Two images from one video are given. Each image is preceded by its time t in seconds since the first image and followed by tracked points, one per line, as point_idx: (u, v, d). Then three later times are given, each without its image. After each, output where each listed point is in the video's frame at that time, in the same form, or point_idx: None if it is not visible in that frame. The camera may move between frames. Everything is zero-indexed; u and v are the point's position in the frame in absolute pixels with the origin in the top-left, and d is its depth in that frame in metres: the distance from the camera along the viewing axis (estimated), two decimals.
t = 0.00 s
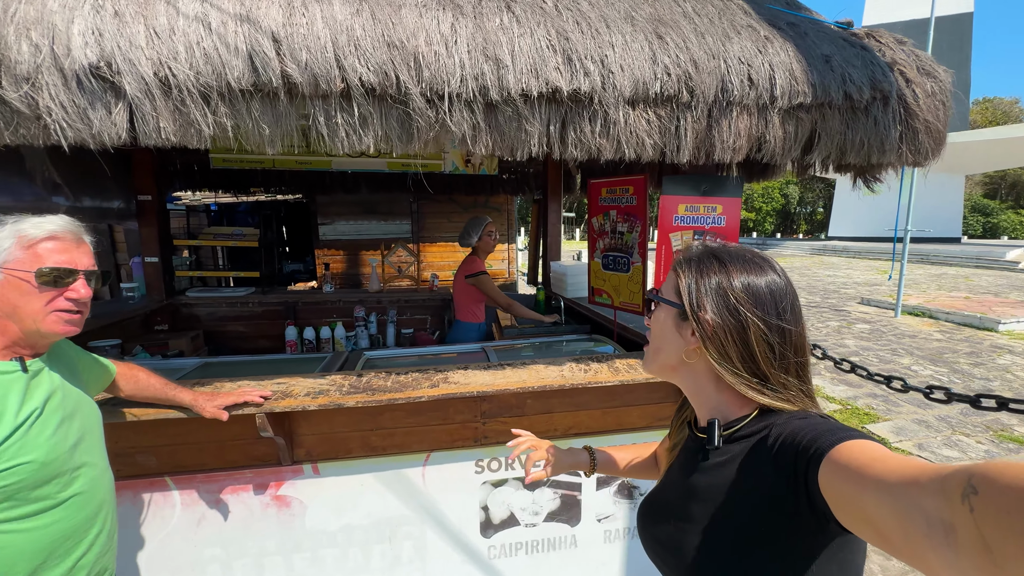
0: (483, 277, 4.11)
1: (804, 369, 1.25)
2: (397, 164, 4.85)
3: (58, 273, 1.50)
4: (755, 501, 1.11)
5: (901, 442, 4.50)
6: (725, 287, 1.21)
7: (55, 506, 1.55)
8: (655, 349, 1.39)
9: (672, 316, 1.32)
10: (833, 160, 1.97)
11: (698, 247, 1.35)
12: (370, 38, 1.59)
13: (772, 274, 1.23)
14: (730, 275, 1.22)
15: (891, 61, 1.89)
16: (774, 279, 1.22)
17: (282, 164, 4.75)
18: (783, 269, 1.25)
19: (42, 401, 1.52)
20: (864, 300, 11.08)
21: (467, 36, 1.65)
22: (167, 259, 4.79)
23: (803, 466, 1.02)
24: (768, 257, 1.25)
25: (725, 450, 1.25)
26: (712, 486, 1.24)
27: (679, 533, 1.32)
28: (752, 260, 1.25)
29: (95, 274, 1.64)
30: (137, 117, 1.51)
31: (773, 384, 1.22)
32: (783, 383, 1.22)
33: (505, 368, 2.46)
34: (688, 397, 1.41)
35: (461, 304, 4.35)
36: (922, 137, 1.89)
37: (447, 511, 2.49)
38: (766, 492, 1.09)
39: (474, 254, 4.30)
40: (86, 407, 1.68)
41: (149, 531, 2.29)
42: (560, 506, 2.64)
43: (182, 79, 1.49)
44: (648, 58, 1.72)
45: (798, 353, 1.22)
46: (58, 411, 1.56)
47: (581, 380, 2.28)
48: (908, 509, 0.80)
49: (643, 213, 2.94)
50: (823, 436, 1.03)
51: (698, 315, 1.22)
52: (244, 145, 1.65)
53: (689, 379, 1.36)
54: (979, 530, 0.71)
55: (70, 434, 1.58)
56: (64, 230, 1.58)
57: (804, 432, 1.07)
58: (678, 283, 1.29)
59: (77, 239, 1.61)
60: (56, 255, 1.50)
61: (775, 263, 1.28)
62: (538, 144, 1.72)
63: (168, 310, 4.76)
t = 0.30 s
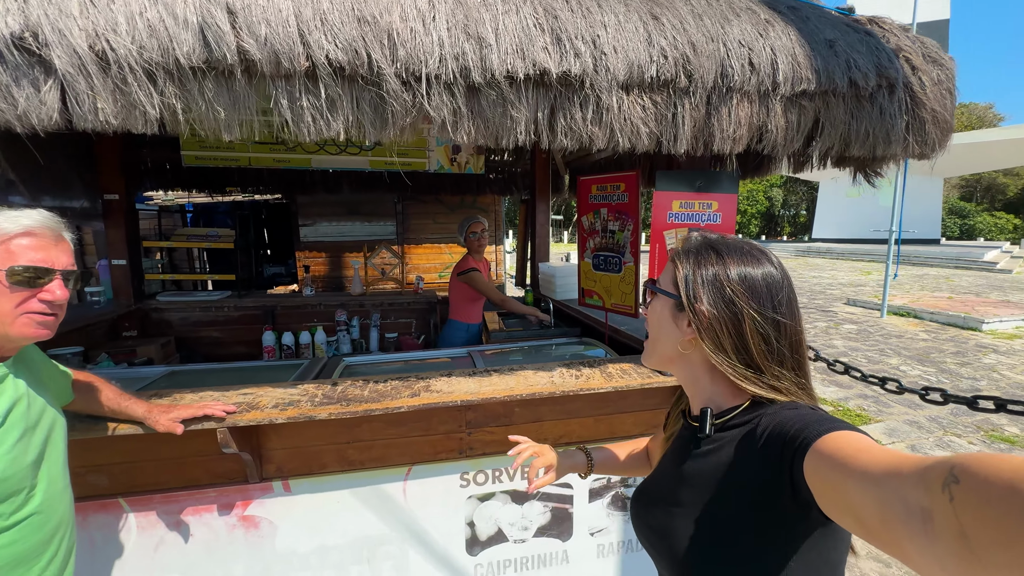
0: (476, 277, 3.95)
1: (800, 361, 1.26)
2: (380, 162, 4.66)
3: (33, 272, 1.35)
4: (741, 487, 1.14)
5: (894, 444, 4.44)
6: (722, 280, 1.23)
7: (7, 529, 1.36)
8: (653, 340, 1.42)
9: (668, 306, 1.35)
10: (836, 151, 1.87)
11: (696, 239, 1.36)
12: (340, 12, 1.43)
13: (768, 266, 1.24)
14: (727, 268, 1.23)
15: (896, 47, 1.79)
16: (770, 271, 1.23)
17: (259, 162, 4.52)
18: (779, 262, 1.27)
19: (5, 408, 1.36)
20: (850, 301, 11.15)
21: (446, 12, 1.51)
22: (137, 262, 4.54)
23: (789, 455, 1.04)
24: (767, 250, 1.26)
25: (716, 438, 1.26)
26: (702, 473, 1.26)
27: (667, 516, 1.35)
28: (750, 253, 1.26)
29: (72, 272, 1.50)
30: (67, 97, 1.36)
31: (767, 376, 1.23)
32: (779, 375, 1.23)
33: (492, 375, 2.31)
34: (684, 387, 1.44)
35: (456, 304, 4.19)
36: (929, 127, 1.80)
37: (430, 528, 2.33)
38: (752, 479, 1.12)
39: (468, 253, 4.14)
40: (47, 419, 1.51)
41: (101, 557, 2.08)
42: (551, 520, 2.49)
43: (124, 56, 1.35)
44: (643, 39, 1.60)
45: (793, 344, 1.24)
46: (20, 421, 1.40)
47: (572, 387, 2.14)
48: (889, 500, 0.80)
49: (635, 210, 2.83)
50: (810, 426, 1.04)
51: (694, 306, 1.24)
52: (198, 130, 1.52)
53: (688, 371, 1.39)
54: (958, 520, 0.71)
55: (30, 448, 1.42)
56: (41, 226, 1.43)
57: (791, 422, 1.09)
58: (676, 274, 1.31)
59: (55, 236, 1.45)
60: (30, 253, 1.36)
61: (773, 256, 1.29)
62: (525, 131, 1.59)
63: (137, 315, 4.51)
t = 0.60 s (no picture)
0: (468, 279, 3.73)
1: (785, 349, 1.23)
2: (366, 160, 4.44)
3: (1, 277, 1.28)
4: (723, 473, 1.12)
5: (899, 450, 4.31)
6: (703, 267, 1.19)
7: None
8: (641, 327, 1.40)
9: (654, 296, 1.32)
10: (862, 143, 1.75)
11: (681, 227, 1.33)
12: None
13: (752, 253, 1.20)
14: (708, 254, 1.20)
15: (926, 28, 1.71)
16: (753, 258, 1.20)
17: (235, 161, 4.22)
18: (763, 249, 1.23)
19: None
20: (842, 302, 11.12)
21: None
22: (104, 266, 4.25)
23: (770, 442, 1.02)
24: (749, 236, 1.23)
25: (700, 424, 1.24)
26: (685, 457, 1.24)
27: (649, 495, 1.34)
28: (732, 240, 1.23)
29: (31, 273, 1.41)
30: None
31: (752, 365, 1.19)
32: (763, 365, 1.20)
33: (485, 389, 2.10)
34: (671, 374, 1.42)
35: (448, 306, 3.98)
36: (963, 115, 1.70)
37: (417, 558, 2.11)
38: (734, 466, 1.10)
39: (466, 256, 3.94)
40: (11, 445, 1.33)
41: None
42: (550, 545, 2.29)
43: (46, 23, 1.25)
44: (654, 13, 1.52)
45: (778, 333, 1.20)
46: None
47: (573, 403, 1.96)
48: (859, 488, 0.80)
49: (636, 210, 2.65)
50: (791, 415, 1.02)
51: (677, 296, 1.21)
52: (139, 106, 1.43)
53: (677, 361, 1.37)
54: (923, 512, 0.72)
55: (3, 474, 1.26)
56: None
57: (772, 410, 1.07)
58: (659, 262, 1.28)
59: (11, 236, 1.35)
60: None
61: (757, 243, 1.25)
62: (521, 113, 1.51)
63: (105, 323, 4.22)
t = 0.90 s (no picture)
0: (468, 281, 3.60)
1: (775, 345, 1.20)
2: (359, 161, 4.29)
3: None
4: (716, 469, 1.09)
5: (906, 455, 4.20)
6: (689, 265, 1.16)
7: None
8: (633, 326, 1.38)
9: (643, 294, 1.30)
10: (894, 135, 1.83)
11: (668, 223, 1.29)
12: None
13: (739, 249, 1.17)
14: (694, 252, 1.17)
15: (963, 14, 1.82)
16: (740, 254, 1.16)
17: (223, 161, 4.05)
18: (751, 243, 1.20)
19: None
20: (840, 303, 11.06)
21: None
22: (87, 270, 4.07)
23: (762, 438, 0.99)
24: (737, 231, 1.19)
25: (693, 421, 1.22)
26: (678, 455, 1.21)
27: (644, 493, 1.30)
28: (719, 235, 1.19)
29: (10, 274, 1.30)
30: None
31: (740, 364, 1.17)
32: (752, 361, 1.18)
33: (487, 401, 1.97)
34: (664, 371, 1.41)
35: (445, 308, 3.84)
36: (997, 105, 1.81)
37: None
38: (726, 461, 1.07)
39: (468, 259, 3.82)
40: None
41: None
42: (555, 566, 2.16)
43: None
44: None
45: (766, 329, 1.18)
46: None
47: (581, 417, 1.83)
48: (858, 485, 0.77)
49: (643, 210, 2.55)
50: (782, 410, 0.99)
51: (664, 295, 1.19)
52: (97, 90, 1.34)
53: (669, 360, 1.36)
54: (926, 510, 0.69)
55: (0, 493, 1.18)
56: None
57: (764, 407, 1.04)
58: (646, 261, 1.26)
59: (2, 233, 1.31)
60: None
61: (745, 237, 1.21)
62: (529, 100, 1.54)
63: (87, 330, 4.04)
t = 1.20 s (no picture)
0: (474, 282, 3.53)
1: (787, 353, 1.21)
2: (362, 161, 4.22)
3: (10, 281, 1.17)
4: (723, 481, 1.05)
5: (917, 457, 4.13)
6: (717, 271, 1.12)
7: None
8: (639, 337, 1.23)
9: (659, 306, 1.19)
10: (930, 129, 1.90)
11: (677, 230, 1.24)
12: None
13: (756, 255, 1.15)
14: (719, 257, 1.12)
15: (999, 9, 1.88)
16: (759, 259, 1.15)
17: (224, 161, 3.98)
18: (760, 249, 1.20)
19: None
20: (842, 303, 11.02)
21: None
22: (86, 272, 4.00)
23: (771, 451, 0.95)
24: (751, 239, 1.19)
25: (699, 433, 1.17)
26: (681, 466, 1.16)
27: (643, 506, 1.24)
28: (736, 242, 1.18)
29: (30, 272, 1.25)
30: None
31: (764, 373, 1.14)
32: (773, 369, 1.16)
33: (503, 408, 1.91)
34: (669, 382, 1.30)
35: (451, 311, 3.78)
36: None
37: None
38: (732, 473, 1.03)
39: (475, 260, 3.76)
40: None
41: None
42: None
43: None
44: None
45: (783, 334, 1.18)
46: None
47: (602, 425, 1.76)
48: (872, 502, 0.73)
49: (658, 211, 2.53)
50: (792, 421, 0.96)
51: (694, 306, 1.11)
52: (101, 85, 1.27)
53: (682, 374, 1.25)
54: (947, 529, 0.65)
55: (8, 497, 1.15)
56: None
57: (775, 418, 1.00)
58: (665, 268, 1.18)
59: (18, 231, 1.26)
60: None
61: (752, 243, 1.21)
62: (557, 95, 1.55)
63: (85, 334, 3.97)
